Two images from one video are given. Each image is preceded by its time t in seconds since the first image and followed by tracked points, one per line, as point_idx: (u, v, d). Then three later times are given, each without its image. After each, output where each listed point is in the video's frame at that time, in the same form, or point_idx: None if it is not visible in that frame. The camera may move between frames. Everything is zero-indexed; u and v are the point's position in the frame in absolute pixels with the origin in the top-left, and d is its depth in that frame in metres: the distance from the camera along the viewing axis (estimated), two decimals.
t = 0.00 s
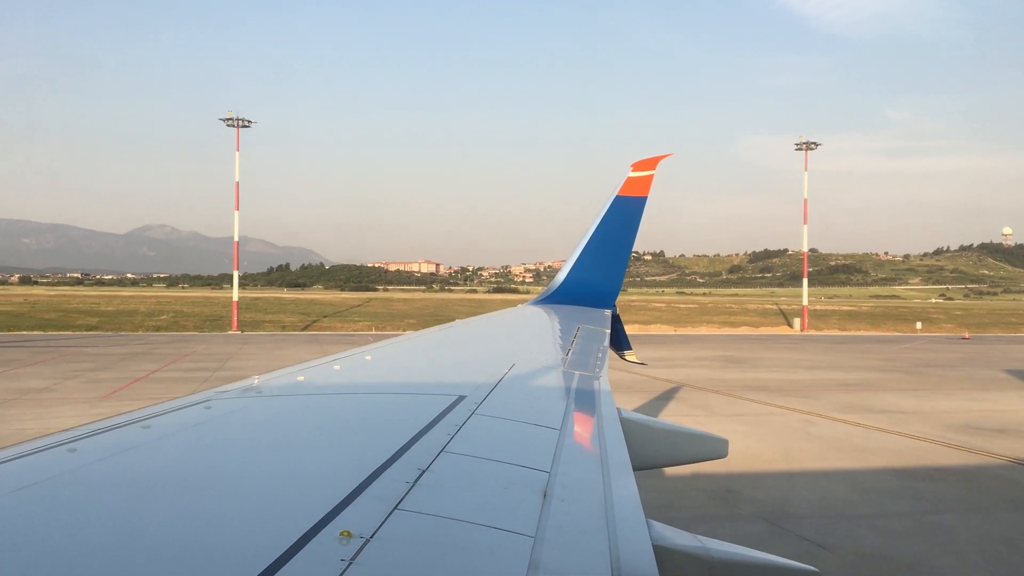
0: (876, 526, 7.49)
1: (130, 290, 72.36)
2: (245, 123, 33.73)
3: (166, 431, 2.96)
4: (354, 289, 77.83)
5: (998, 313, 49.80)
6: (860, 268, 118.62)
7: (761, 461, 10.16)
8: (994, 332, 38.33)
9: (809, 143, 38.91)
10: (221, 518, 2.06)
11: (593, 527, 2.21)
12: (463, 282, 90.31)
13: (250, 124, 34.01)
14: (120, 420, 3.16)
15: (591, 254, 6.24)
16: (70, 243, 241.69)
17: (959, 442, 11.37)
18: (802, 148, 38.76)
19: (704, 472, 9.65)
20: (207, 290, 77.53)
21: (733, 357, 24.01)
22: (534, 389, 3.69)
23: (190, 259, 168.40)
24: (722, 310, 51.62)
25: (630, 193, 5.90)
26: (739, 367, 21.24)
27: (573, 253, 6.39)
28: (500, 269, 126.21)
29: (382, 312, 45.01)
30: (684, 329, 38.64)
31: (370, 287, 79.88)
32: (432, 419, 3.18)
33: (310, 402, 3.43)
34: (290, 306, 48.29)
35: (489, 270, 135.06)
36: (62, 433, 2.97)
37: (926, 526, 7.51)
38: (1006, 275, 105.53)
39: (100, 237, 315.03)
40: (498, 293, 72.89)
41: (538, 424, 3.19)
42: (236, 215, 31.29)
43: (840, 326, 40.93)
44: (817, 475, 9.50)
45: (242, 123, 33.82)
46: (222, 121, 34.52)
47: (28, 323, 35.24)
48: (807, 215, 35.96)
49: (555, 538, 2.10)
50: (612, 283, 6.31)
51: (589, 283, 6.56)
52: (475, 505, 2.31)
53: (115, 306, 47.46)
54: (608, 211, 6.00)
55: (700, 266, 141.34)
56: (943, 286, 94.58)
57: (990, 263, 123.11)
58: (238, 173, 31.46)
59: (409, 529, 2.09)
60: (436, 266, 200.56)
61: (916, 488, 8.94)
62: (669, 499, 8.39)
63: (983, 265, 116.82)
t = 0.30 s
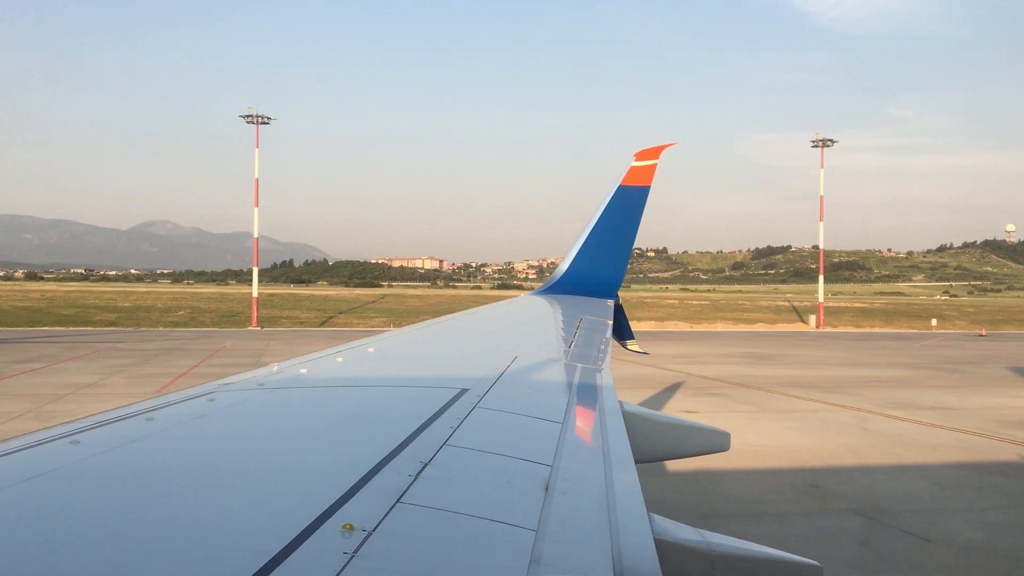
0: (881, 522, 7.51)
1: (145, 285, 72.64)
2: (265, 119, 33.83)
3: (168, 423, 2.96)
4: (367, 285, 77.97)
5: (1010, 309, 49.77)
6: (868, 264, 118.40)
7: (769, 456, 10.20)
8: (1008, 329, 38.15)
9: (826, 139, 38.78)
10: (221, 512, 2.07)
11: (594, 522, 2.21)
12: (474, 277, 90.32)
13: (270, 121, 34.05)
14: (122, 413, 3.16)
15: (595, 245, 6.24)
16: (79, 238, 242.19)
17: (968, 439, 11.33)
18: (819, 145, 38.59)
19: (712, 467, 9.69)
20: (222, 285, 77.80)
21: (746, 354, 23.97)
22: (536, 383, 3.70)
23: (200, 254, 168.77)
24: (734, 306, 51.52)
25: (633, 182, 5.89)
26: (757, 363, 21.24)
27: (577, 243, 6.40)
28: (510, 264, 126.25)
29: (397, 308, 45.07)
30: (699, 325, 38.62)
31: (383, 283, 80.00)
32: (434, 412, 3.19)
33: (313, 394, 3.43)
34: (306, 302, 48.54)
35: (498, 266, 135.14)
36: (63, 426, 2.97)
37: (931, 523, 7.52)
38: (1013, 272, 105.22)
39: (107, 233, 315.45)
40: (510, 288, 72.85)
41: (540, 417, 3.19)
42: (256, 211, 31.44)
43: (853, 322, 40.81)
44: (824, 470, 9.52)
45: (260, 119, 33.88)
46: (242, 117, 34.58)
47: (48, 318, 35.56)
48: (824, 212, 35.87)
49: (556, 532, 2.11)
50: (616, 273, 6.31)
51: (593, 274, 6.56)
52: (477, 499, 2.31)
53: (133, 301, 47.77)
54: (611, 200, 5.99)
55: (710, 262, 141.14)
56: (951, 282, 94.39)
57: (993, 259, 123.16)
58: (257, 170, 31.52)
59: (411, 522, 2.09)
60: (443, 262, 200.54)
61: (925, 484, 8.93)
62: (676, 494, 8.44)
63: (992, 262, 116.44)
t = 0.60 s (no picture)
0: (888, 522, 7.50)
1: (155, 285, 72.71)
2: (283, 120, 33.92)
3: (168, 423, 2.96)
4: (377, 285, 78.03)
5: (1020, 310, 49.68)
6: (874, 264, 118.32)
7: (775, 457, 10.20)
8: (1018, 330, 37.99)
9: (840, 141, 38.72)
10: (222, 512, 2.07)
11: (594, 521, 2.21)
12: (481, 277, 90.31)
13: (288, 121, 34.04)
14: (122, 413, 3.15)
15: (595, 247, 6.24)
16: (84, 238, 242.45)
17: (974, 440, 11.28)
18: (833, 146, 38.28)
19: (718, 467, 9.69)
20: (233, 284, 78.03)
21: (755, 354, 23.93)
22: (536, 384, 3.70)
23: (206, 254, 168.93)
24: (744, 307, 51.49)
25: (633, 185, 5.89)
26: (771, 364, 21.24)
27: (577, 246, 6.39)
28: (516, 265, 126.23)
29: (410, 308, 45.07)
30: (711, 326, 38.60)
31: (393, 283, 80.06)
32: (435, 412, 3.19)
33: (312, 395, 3.43)
34: (319, 302, 48.67)
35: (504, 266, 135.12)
36: (61, 426, 2.95)
37: (938, 523, 7.51)
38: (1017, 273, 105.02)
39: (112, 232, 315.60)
40: (519, 289, 72.80)
41: (541, 418, 3.19)
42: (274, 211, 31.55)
43: (863, 323, 40.73)
44: (830, 470, 9.51)
45: (277, 120, 33.89)
46: (259, 118, 34.58)
47: (64, 317, 35.70)
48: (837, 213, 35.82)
49: (556, 533, 2.10)
50: (616, 274, 6.31)
51: (593, 276, 6.56)
52: (478, 499, 2.31)
53: (147, 300, 47.98)
54: (612, 202, 5.98)
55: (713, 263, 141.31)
56: (956, 283, 94.31)
57: (996, 260, 123.14)
58: (274, 170, 31.54)
59: (412, 524, 2.08)
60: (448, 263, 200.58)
61: (932, 484, 8.92)
62: (683, 494, 8.44)
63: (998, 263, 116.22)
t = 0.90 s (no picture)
0: (892, 524, 7.52)
1: (165, 285, 73.02)
2: (300, 122, 34.03)
3: (168, 425, 2.96)
4: (387, 286, 78.28)
5: None
6: (880, 266, 118.48)
7: (780, 458, 10.22)
8: None
9: (855, 143, 38.73)
10: (222, 514, 2.07)
11: (593, 524, 2.21)
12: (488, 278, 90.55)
13: (304, 123, 34.18)
14: (122, 415, 3.16)
15: (595, 248, 6.25)
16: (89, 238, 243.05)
17: (980, 443, 11.28)
18: (845, 148, 38.70)
19: (723, 467, 9.72)
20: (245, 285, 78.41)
21: (764, 355, 23.99)
22: (536, 385, 3.70)
23: (212, 254, 169.36)
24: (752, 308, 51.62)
25: (633, 185, 5.89)
26: (785, 365, 21.27)
27: (577, 247, 6.40)
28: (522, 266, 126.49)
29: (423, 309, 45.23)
30: (724, 327, 38.59)
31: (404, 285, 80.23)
32: (435, 414, 3.18)
33: (312, 396, 3.44)
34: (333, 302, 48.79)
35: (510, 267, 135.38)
36: (62, 429, 2.96)
37: (942, 524, 7.52)
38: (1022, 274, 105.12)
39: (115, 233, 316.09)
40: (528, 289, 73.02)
41: (540, 419, 3.19)
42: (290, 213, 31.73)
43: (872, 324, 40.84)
44: (835, 472, 9.53)
45: (295, 122, 34.05)
46: (276, 119, 34.74)
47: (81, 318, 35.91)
48: (850, 213, 35.82)
49: (557, 535, 2.10)
50: (616, 275, 6.31)
51: (593, 277, 6.56)
52: (477, 501, 2.30)
53: (162, 301, 48.29)
54: (612, 203, 5.99)
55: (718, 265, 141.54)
56: (962, 284, 94.45)
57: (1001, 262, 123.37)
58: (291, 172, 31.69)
59: (412, 526, 2.09)
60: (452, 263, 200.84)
61: (938, 486, 8.91)
62: (688, 494, 8.47)
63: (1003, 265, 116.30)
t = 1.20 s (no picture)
0: (897, 522, 7.51)
1: (176, 283, 73.06)
2: (317, 121, 33.96)
3: (169, 424, 2.97)
4: (398, 284, 78.33)
5: None
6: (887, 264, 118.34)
7: (784, 457, 10.21)
8: None
9: (869, 142, 38.59)
10: (222, 512, 2.07)
11: (593, 522, 2.22)
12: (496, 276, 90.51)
13: (322, 122, 34.14)
14: (122, 414, 3.16)
15: (596, 249, 6.25)
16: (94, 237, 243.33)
17: (986, 442, 11.25)
18: (862, 147, 38.66)
19: (730, 466, 9.72)
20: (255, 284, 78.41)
21: (774, 354, 23.96)
22: (537, 384, 3.70)
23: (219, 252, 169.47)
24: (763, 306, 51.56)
25: (633, 187, 5.90)
26: (797, 364, 21.22)
27: (577, 248, 6.40)
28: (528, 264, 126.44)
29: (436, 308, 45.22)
30: (736, 326, 38.50)
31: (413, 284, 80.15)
32: (436, 413, 3.18)
33: (312, 395, 3.44)
34: (345, 301, 48.89)
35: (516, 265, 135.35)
36: (62, 427, 2.96)
37: (947, 523, 7.51)
38: None
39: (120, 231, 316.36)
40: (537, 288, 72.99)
41: (541, 418, 3.19)
42: (307, 211, 31.72)
43: (883, 323, 40.77)
44: (840, 471, 9.52)
45: (311, 121, 34.04)
46: (294, 119, 34.71)
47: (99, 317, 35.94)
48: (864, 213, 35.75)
49: (557, 534, 2.10)
50: (616, 276, 6.31)
51: (593, 278, 6.56)
52: (478, 500, 2.30)
53: (176, 300, 48.29)
54: (612, 204, 5.99)
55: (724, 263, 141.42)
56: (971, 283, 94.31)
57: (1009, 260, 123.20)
58: (308, 171, 31.68)
59: (413, 525, 2.09)
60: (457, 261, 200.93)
61: (944, 485, 8.90)
62: (693, 493, 8.47)
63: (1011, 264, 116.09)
